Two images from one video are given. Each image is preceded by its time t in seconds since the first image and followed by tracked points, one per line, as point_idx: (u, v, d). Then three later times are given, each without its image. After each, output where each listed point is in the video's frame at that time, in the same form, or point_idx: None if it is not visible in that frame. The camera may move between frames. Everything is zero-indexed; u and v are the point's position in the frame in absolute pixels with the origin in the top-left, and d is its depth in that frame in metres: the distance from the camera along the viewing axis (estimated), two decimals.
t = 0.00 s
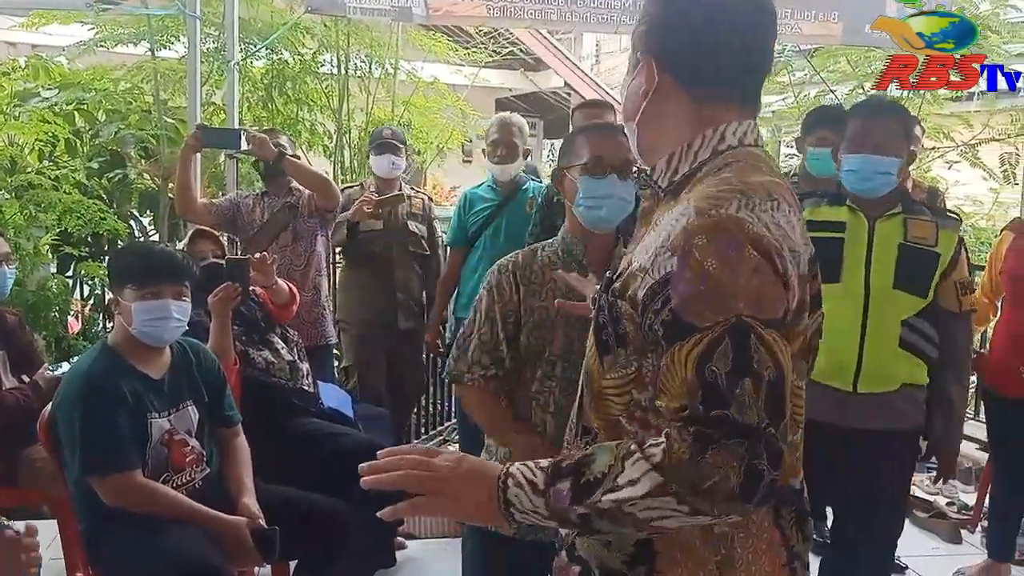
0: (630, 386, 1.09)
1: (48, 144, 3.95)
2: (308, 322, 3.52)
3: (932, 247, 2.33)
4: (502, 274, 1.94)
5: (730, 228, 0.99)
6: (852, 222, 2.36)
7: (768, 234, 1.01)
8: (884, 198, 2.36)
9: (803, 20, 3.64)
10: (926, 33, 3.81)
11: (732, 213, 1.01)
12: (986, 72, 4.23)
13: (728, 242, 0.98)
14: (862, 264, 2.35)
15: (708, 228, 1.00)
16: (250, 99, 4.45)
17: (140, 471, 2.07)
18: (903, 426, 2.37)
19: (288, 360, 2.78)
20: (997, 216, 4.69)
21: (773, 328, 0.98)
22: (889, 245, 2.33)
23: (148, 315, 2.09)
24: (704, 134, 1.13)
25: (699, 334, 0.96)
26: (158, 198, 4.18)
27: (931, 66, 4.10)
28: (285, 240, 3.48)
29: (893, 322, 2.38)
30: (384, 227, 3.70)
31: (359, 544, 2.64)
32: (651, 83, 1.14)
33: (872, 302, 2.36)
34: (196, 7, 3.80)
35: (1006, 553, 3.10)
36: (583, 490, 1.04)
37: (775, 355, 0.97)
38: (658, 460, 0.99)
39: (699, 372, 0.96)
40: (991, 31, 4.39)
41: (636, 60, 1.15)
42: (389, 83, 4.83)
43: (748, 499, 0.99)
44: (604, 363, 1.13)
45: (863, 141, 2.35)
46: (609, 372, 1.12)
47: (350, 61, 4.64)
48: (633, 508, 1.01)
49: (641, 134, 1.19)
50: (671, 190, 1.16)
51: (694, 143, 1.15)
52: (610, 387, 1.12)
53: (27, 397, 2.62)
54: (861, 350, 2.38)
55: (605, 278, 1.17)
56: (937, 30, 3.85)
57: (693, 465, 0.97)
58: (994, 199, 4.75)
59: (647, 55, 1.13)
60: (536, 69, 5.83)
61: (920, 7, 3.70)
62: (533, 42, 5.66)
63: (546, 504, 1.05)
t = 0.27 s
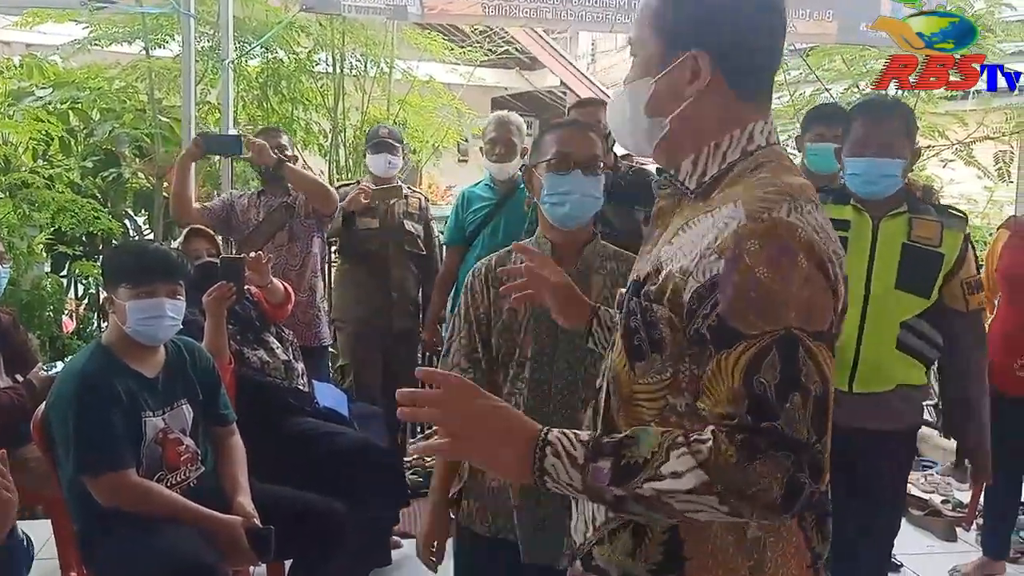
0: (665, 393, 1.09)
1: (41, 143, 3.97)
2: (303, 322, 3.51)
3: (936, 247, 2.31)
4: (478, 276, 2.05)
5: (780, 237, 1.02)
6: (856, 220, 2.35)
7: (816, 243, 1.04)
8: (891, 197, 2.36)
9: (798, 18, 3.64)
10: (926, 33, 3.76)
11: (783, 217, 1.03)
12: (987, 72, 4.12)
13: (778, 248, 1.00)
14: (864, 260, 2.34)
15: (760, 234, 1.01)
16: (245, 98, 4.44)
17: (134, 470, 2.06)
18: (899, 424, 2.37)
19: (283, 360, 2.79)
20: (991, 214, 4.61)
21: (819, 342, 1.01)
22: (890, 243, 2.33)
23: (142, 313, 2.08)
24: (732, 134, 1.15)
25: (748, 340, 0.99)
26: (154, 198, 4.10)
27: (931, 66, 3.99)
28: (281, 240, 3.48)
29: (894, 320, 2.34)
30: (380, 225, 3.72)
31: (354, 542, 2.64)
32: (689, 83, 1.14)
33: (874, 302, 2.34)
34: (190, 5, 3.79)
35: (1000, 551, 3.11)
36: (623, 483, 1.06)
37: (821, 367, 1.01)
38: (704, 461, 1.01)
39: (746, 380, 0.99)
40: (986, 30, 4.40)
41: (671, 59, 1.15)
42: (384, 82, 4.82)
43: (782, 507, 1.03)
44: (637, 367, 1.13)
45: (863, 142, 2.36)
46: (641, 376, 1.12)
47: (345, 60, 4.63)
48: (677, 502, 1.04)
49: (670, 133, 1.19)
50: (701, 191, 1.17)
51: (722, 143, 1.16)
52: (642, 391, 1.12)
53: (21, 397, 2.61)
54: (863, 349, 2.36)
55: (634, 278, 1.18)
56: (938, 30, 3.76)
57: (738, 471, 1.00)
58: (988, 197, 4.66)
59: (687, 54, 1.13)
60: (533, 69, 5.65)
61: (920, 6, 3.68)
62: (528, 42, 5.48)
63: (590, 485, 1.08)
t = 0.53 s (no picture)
0: (700, 403, 0.99)
1: (37, 144, 4.01)
2: (300, 323, 3.51)
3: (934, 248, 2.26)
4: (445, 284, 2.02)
5: (830, 245, 0.94)
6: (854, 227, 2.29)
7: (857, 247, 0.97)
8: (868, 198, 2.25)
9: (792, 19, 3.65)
10: (926, 33, 3.91)
11: (832, 227, 0.96)
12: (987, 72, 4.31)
13: (832, 260, 0.93)
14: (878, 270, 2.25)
15: (810, 245, 0.93)
16: (241, 100, 4.48)
17: (130, 470, 2.06)
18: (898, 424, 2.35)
19: (279, 360, 2.77)
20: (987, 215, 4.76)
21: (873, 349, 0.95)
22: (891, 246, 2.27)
23: (137, 314, 2.08)
24: (751, 136, 1.06)
25: (810, 355, 0.91)
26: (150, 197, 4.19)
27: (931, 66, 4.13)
28: (278, 242, 3.48)
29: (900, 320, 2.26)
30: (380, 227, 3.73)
31: (351, 543, 2.64)
32: (719, 82, 1.05)
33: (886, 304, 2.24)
34: (186, 6, 3.79)
35: (996, 550, 3.12)
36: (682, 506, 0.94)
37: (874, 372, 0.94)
38: (774, 480, 0.90)
39: (812, 395, 0.90)
40: (983, 31, 4.42)
41: (702, 56, 1.05)
42: (381, 82, 4.81)
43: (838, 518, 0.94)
44: (664, 378, 1.00)
45: (850, 142, 2.22)
46: (669, 388, 1.00)
47: (340, 61, 4.61)
48: (748, 524, 0.94)
49: (690, 133, 1.09)
50: (715, 195, 1.06)
51: (733, 145, 1.06)
52: (671, 403, 1.00)
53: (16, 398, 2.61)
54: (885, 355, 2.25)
55: (647, 283, 1.06)
56: (937, 29, 3.97)
57: (809, 487, 0.90)
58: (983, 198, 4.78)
59: (722, 52, 1.04)
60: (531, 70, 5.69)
61: (920, 6, 3.79)
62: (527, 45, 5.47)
63: (659, 513, 0.94)
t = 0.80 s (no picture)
0: (707, 397, 0.99)
1: (37, 146, 3.98)
2: (298, 325, 3.52)
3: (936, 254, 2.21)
4: (416, 289, 2.04)
5: (842, 244, 0.96)
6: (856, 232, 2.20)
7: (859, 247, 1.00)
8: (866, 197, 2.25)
9: (788, 21, 3.67)
10: (926, 34, 3.88)
11: (840, 228, 0.98)
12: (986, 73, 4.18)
13: (844, 260, 0.96)
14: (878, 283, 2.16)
15: (826, 244, 0.95)
16: (239, 101, 4.50)
17: (128, 471, 2.07)
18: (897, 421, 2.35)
19: (277, 360, 2.78)
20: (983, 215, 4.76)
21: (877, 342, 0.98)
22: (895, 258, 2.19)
23: (136, 315, 2.09)
24: (747, 138, 1.07)
25: (829, 349, 0.93)
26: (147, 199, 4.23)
27: (931, 66, 4.13)
28: (277, 244, 3.49)
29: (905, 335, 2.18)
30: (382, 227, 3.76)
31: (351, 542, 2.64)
32: (715, 86, 1.06)
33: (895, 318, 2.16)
34: (184, 8, 3.80)
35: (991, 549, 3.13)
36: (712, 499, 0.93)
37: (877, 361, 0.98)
38: (800, 466, 0.92)
39: (834, 386, 0.93)
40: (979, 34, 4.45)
41: (698, 60, 1.05)
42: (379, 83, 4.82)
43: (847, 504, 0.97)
44: (674, 373, 1.00)
45: (842, 142, 2.23)
46: (679, 382, 1.00)
47: (339, 62, 4.64)
48: (774, 512, 0.94)
49: (687, 136, 1.08)
50: (720, 196, 1.05)
51: (733, 146, 1.07)
52: (681, 396, 1.00)
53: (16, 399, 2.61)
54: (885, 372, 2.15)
55: (651, 280, 1.05)
56: (937, 30, 3.87)
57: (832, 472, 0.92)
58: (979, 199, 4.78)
59: (717, 55, 1.04)
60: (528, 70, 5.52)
61: (919, 7, 3.77)
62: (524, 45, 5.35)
63: (692, 503, 0.93)
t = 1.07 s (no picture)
0: (681, 392, 0.99)
1: (40, 149, 4.03)
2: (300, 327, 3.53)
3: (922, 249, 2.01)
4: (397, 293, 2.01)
5: (802, 230, 0.96)
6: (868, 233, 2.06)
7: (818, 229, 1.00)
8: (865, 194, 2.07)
9: (788, 23, 3.68)
10: (926, 34, 3.91)
11: (790, 214, 0.97)
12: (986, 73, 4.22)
13: (801, 243, 0.95)
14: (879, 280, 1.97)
15: (783, 232, 0.96)
16: (240, 105, 4.47)
17: (130, 471, 2.08)
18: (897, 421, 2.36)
19: (278, 362, 2.80)
20: (983, 217, 4.78)
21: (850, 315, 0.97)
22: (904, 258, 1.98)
23: (139, 316, 2.11)
24: (691, 138, 1.05)
25: (805, 330, 0.93)
26: (150, 202, 4.23)
27: (931, 66, 4.15)
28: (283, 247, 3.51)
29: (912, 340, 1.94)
30: (385, 229, 3.76)
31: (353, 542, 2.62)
32: (626, 93, 1.04)
33: (905, 323, 1.91)
34: (186, 12, 3.82)
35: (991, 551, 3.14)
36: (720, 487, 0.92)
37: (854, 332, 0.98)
38: (812, 444, 0.91)
39: (819, 363, 0.92)
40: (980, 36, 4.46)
41: (611, 70, 1.04)
42: (380, 86, 4.86)
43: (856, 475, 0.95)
44: (645, 370, 1.00)
45: (842, 134, 2.03)
46: (653, 379, 1.00)
47: (340, 66, 4.66)
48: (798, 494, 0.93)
49: (619, 143, 1.07)
50: (677, 193, 1.05)
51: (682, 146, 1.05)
52: (654, 394, 1.00)
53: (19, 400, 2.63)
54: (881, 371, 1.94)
55: (618, 283, 1.05)
56: (937, 30, 3.92)
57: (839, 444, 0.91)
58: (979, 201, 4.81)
59: (625, 63, 1.03)
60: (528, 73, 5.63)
61: (919, 7, 3.80)
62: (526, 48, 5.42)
63: (722, 500, 0.92)
